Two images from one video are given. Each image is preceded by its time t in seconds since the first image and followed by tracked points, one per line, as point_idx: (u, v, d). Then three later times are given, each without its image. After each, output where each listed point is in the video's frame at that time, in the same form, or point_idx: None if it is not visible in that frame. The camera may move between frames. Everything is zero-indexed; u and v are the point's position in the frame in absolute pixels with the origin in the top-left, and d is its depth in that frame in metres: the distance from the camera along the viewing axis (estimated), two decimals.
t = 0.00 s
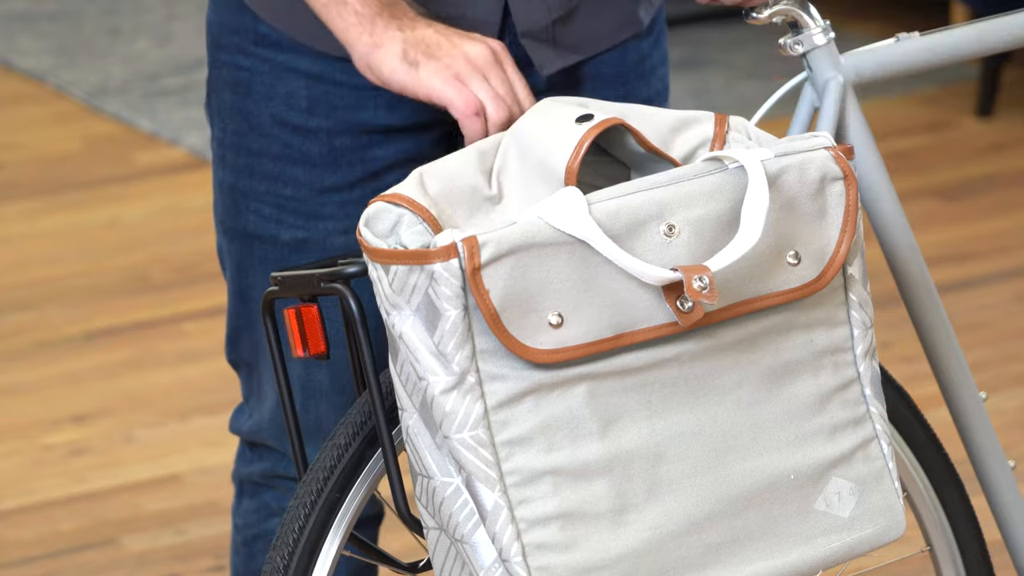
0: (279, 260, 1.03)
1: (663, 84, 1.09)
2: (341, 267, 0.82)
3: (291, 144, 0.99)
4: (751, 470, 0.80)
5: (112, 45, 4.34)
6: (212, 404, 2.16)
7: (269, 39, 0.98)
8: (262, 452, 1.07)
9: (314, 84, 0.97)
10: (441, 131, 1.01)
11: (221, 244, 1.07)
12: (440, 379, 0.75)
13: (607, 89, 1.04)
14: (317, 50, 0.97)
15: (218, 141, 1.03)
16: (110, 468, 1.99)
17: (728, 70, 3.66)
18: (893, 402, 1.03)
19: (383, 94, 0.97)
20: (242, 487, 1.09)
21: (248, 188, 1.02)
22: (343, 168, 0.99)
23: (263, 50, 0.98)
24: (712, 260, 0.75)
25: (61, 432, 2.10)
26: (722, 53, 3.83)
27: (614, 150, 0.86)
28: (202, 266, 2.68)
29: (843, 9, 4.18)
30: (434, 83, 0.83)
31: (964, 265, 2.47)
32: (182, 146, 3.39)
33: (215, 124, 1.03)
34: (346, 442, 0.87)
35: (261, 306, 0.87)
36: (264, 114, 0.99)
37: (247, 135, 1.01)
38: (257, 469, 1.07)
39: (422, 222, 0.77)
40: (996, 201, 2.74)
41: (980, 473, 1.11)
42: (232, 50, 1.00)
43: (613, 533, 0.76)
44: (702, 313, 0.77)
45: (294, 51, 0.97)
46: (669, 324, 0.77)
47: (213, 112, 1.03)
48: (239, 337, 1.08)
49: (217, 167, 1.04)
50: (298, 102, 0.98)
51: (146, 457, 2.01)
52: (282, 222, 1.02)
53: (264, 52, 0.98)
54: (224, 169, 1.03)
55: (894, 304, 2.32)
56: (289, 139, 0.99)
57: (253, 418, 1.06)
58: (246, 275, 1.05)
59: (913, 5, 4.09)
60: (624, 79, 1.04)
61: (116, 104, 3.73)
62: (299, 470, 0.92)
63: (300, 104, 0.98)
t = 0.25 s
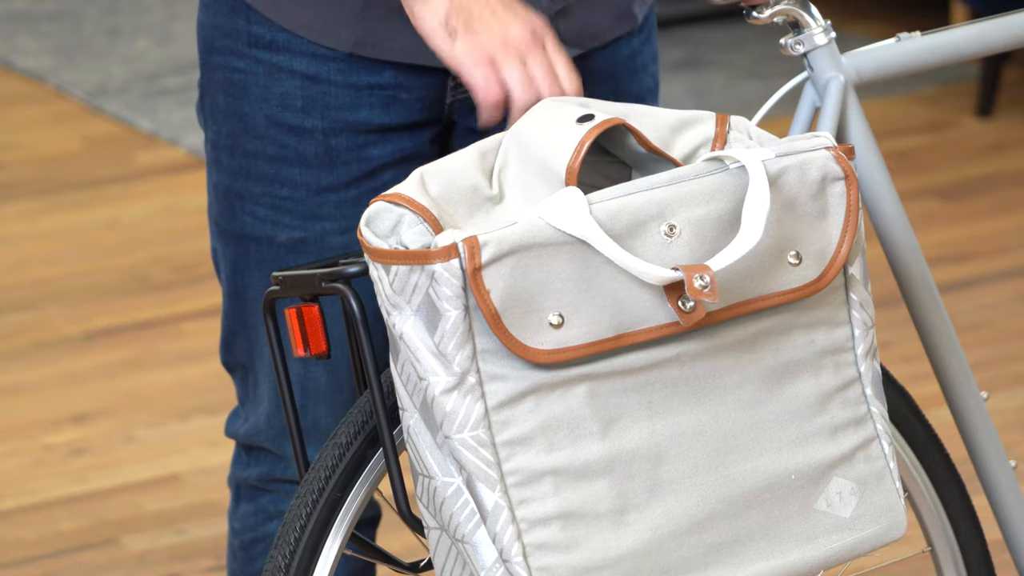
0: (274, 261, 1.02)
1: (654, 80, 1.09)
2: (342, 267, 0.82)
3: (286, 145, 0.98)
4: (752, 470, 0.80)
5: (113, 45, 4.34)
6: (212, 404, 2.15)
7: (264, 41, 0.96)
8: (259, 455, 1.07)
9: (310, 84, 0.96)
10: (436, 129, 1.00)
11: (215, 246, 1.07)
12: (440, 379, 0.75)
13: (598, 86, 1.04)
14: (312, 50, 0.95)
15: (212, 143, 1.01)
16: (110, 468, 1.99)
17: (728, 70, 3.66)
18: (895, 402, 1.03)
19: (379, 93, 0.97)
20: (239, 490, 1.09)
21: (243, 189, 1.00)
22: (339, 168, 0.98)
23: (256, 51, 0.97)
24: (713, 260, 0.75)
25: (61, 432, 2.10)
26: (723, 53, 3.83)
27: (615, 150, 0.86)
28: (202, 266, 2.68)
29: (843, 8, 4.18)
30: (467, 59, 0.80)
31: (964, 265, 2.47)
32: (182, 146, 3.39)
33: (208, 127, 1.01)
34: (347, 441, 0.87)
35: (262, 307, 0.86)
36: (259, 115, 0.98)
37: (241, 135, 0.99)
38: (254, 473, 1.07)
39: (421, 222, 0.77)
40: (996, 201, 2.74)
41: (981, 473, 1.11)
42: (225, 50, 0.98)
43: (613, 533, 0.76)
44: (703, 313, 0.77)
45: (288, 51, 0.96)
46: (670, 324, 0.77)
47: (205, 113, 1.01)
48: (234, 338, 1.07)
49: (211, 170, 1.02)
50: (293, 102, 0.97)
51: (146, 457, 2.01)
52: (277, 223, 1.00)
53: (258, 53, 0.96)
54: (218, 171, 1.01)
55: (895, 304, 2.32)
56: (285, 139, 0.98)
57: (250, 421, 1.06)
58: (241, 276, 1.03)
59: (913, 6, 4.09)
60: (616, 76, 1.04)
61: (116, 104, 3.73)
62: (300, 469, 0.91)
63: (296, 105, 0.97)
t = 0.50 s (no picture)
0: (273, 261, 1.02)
1: (649, 75, 1.09)
2: (342, 267, 0.82)
3: (286, 144, 0.98)
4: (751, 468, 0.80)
5: (113, 45, 4.34)
6: (212, 404, 2.15)
7: (263, 39, 0.96)
8: (258, 454, 1.07)
9: (310, 83, 0.96)
10: (434, 127, 1.01)
11: (212, 246, 1.06)
12: (439, 379, 0.75)
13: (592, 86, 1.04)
14: (312, 49, 0.95)
15: (210, 143, 1.01)
16: (110, 468, 1.99)
17: (728, 70, 3.66)
18: (893, 402, 1.03)
19: (377, 91, 0.97)
20: (238, 490, 1.09)
21: (243, 189, 1.00)
22: (338, 166, 0.98)
23: (255, 50, 0.97)
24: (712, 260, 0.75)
25: (61, 432, 2.10)
26: (723, 53, 3.83)
27: (615, 149, 0.86)
28: (202, 266, 2.68)
29: (843, 8, 4.18)
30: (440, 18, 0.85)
31: (964, 265, 2.47)
32: (181, 146, 3.39)
33: (206, 126, 1.01)
34: (345, 442, 0.87)
35: (261, 307, 0.86)
36: (259, 114, 0.98)
37: (240, 134, 0.99)
38: (253, 473, 1.06)
39: (421, 222, 0.77)
40: (996, 201, 2.74)
41: (981, 474, 1.11)
42: (223, 49, 0.98)
43: (612, 530, 0.76)
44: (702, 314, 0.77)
45: (287, 50, 0.96)
46: (669, 324, 0.77)
47: (202, 113, 1.01)
48: (233, 339, 1.06)
49: (209, 169, 1.02)
50: (293, 101, 0.97)
51: (146, 457, 2.01)
52: (277, 221, 1.00)
53: (257, 51, 0.97)
54: (216, 171, 1.01)
55: (895, 304, 2.32)
56: (284, 138, 0.98)
57: (248, 421, 1.06)
58: (240, 276, 1.03)
59: (913, 6, 4.09)
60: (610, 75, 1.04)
61: (116, 104, 3.73)
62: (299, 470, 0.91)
63: (295, 103, 0.97)
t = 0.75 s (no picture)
0: (270, 258, 1.02)
1: (648, 76, 1.09)
2: (343, 267, 0.82)
3: (281, 142, 0.97)
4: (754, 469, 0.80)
5: (112, 45, 4.34)
6: (211, 404, 2.15)
7: (257, 37, 0.96)
8: (256, 453, 1.07)
9: (304, 81, 0.96)
10: (431, 126, 1.00)
11: (212, 245, 1.06)
12: (443, 380, 0.75)
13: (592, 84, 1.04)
14: (307, 47, 0.95)
15: (207, 142, 1.01)
16: (110, 468, 1.99)
17: (728, 69, 3.66)
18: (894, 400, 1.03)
19: (372, 89, 0.96)
20: (238, 489, 1.09)
21: (238, 187, 1.00)
22: (334, 164, 0.98)
23: (251, 48, 0.97)
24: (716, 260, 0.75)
25: (61, 432, 2.10)
26: (723, 53, 3.83)
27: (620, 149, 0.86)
28: (202, 266, 2.68)
29: (843, 8, 4.18)
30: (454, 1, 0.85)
31: (964, 265, 2.47)
32: (181, 146, 3.39)
33: (203, 125, 1.01)
34: (349, 441, 0.87)
35: (263, 307, 0.86)
36: (254, 113, 0.97)
37: (235, 132, 0.99)
38: (252, 471, 1.06)
39: (424, 223, 0.76)
40: (995, 201, 2.74)
41: (982, 473, 1.11)
42: (219, 48, 0.98)
43: (615, 529, 0.76)
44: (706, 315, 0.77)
45: (283, 48, 0.96)
46: (673, 325, 0.77)
47: (200, 112, 1.01)
48: (231, 337, 1.07)
49: (207, 168, 1.02)
50: (287, 99, 0.96)
51: (146, 457, 2.01)
52: (273, 219, 1.00)
53: (252, 50, 0.97)
54: (213, 169, 1.01)
55: (895, 303, 2.32)
56: (279, 136, 0.97)
57: (247, 419, 1.06)
58: (239, 274, 1.03)
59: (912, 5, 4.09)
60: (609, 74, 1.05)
61: (116, 104, 3.73)
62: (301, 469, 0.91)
63: (290, 102, 0.96)
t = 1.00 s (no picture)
0: (272, 256, 1.02)
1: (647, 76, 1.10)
2: (339, 267, 0.81)
3: (282, 141, 0.98)
4: (767, 362, 0.78)
5: (113, 45, 4.34)
6: (211, 403, 2.16)
7: (259, 36, 0.97)
8: (257, 453, 1.07)
9: (305, 80, 0.96)
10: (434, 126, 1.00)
11: (213, 244, 1.07)
12: (456, 247, 0.70)
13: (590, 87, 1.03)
14: (307, 45, 0.96)
15: (209, 140, 1.02)
16: (110, 468, 1.99)
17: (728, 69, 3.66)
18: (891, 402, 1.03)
19: (374, 89, 0.97)
20: (239, 489, 1.09)
21: (240, 186, 1.01)
22: (335, 163, 0.99)
23: (252, 47, 0.97)
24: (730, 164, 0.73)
25: (61, 432, 2.10)
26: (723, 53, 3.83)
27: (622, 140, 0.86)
28: (202, 266, 2.68)
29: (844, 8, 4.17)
30: None
31: (964, 265, 2.47)
32: (181, 146, 3.39)
33: (206, 123, 1.01)
34: (343, 444, 0.87)
35: (259, 307, 0.86)
36: (256, 111, 0.98)
37: (237, 131, 1.00)
38: (252, 471, 1.07)
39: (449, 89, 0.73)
40: (995, 201, 2.74)
41: (980, 473, 1.11)
42: (221, 47, 0.99)
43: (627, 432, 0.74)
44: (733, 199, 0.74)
45: (284, 47, 0.96)
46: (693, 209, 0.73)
47: (202, 110, 1.02)
48: (232, 337, 1.07)
49: (209, 166, 1.03)
50: (288, 98, 0.97)
51: (146, 456, 2.01)
52: (274, 218, 1.01)
53: (254, 49, 0.97)
54: (215, 168, 1.02)
55: (895, 303, 2.32)
56: (280, 135, 0.98)
57: (247, 419, 1.06)
58: (239, 273, 1.04)
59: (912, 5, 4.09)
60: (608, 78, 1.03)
61: (116, 105, 3.73)
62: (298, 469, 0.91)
63: (291, 100, 0.97)
